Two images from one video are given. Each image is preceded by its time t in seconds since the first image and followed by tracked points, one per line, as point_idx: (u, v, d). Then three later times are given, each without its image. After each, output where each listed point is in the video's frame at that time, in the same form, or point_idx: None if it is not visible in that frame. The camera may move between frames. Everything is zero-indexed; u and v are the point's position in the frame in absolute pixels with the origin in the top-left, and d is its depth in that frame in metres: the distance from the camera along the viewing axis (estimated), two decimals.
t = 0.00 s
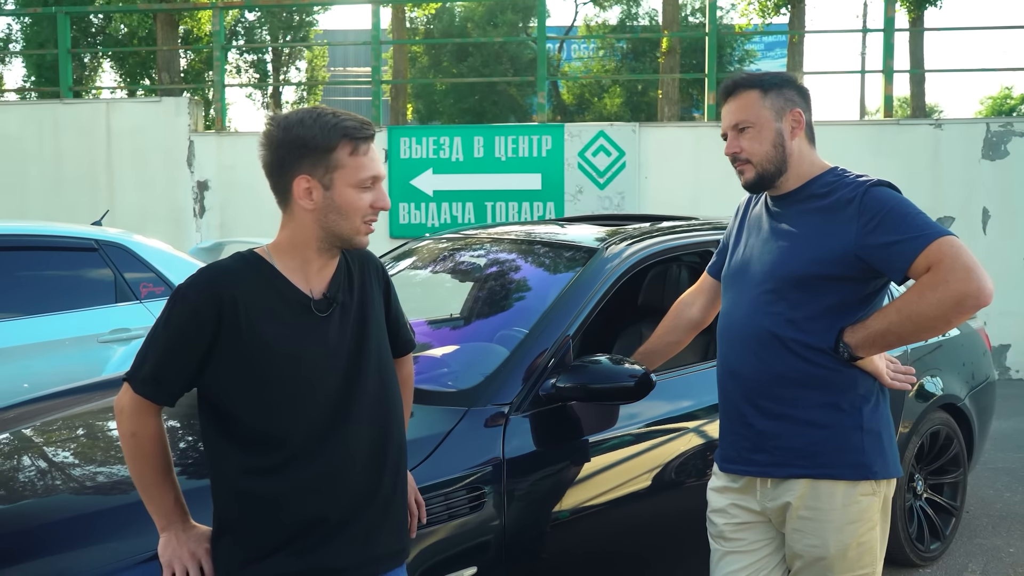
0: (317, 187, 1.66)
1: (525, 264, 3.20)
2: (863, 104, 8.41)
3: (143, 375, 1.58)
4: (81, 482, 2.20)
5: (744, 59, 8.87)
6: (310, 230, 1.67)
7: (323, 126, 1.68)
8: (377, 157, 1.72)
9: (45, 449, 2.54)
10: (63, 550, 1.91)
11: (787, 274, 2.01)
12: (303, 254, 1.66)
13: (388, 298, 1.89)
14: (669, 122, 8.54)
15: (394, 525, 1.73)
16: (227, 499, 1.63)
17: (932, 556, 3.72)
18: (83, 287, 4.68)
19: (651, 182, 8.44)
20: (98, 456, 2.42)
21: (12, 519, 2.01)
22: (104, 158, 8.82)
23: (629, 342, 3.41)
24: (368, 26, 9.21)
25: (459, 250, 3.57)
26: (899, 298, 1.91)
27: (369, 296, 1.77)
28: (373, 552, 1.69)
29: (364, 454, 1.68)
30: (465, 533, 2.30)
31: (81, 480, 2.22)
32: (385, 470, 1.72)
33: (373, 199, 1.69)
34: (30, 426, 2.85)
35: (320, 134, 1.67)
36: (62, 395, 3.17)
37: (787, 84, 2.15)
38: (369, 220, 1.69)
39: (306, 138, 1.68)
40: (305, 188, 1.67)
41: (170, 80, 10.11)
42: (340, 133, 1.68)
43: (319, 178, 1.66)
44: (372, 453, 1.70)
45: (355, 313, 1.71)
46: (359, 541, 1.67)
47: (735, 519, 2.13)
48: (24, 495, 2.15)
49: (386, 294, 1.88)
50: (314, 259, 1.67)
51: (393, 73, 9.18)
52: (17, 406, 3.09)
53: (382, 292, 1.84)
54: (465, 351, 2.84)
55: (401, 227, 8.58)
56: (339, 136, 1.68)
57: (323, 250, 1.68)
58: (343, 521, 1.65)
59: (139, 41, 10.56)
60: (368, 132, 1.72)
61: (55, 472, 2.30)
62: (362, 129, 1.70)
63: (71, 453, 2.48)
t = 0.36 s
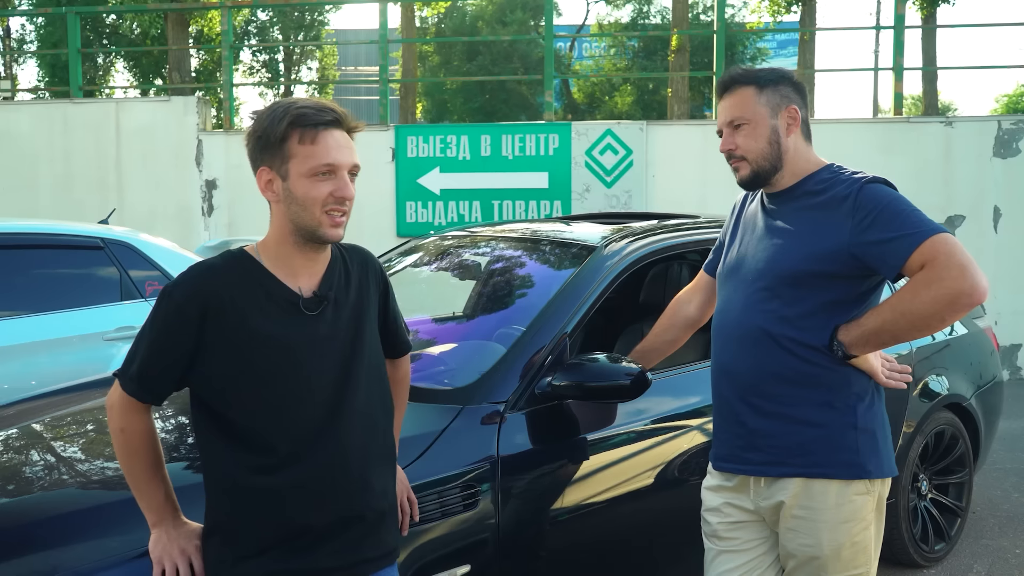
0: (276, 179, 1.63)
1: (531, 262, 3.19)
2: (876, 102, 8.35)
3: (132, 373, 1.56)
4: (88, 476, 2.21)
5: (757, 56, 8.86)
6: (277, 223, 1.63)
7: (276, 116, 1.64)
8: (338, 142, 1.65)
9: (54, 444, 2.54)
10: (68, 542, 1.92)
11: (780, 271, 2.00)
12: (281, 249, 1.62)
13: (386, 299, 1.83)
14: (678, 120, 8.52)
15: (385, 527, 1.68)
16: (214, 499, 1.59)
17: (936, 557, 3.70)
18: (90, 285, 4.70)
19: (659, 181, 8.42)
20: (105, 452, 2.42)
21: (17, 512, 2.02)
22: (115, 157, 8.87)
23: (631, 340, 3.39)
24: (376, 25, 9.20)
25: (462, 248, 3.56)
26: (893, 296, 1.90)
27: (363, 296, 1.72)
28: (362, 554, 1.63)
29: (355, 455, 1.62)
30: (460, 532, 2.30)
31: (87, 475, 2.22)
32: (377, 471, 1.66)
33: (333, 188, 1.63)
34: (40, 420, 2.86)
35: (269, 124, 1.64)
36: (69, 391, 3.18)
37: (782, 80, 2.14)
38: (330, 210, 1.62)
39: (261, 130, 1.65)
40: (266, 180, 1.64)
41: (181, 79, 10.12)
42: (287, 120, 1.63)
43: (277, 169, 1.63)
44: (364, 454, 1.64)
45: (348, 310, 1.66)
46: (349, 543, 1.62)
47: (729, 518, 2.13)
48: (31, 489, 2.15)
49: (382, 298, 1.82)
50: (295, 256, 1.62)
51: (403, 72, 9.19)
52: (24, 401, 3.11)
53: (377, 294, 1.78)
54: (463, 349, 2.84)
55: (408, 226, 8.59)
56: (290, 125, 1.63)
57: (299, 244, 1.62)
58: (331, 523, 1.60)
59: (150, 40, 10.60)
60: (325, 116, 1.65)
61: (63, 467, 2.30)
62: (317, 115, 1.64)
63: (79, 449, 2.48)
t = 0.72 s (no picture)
0: (266, 178, 1.64)
1: (528, 262, 3.20)
2: (879, 102, 8.32)
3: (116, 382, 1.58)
4: (88, 474, 2.22)
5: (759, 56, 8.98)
6: (263, 224, 1.63)
7: (269, 115, 1.64)
8: (329, 144, 1.67)
9: (55, 442, 2.55)
10: (65, 539, 1.93)
11: (768, 272, 2.02)
12: (265, 251, 1.62)
13: (372, 304, 1.83)
14: (678, 120, 8.51)
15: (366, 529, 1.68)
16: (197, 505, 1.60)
17: (932, 558, 3.71)
18: (90, 285, 4.72)
19: (659, 181, 8.42)
20: (106, 451, 2.43)
21: (14, 509, 2.03)
22: (116, 157, 8.90)
23: (626, 341, 3.39)
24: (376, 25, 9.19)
25: (456, 248, 3.57)
26: (879, 298, 1.91)
27: (348, 301, 1.71)
28: (341, 560, 1.63)
29: (333, 461, 1.62)
30: (450, 532, 2.31)
31: (87, 473, 2.23)
32: (357, 473, 1.66)
33: (326, 189, 1.64)
34: (40, 419, 2.87)
35: (263, 123, 1.64)
36: (69, 390, 3.20)
37: (772, 82, 2.15)
38: (322, 211, 1.63)
39: (252, 129, 1.65)
40: (254, 179, 1.65)
41: (184, 79, 10.12)
42: (283, 120, 1.64)
43: (268, 168, 1.63)
44: (342, 460, 1.64)
45: (328, 312, 1.66)
46: (326, 550, 1.62)
47: (717, 519, 2.13)
48: (32, 486, 2.16)
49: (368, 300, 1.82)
50: (276, 257, 1.63)
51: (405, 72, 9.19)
52: (24, 400, 3.12)
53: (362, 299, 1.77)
54: (457, 349, 2.84)
55: (408, 226, 8.61)
56: (286, 125, 1.64)
57: (284, 245, 1.63)
58: (309, 530, 1.60)
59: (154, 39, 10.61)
60: (319, 116, 1.67)
61: (63, 465, 2.31)
62: (311, 116, 1.66)
63: (79, 447, 2.49)
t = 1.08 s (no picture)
0: (254, 178, 1.64)
1: (528, 261, 3.20)
2: (881, 102, 8.33)
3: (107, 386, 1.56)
4: (88, 473, 2.22)
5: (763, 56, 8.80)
6: (250, 224, 1.64)
7: (255, 115, 1.64)
8: (316, 144, 1.67)
9: (55, 441, 2.56)
10: (63, 538, 1.93)
11: (763, 274, 2.02)
12: (253, 251, 1.63)
13: (362, 304, 1.84)
14: (679, 120, 8.50)
15: (357, 528, 1.70)
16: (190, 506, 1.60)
17: (930, 559, 3.70)
18: (90, 284, 4.72)
19: (660, 181, 8.42)
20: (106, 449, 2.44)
21: (13, 508, 2.03)
22: (118, 157, 8.92)
23: (624, 342, 3.39)
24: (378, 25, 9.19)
25: (455, 248, 3.58)
26: (873, 299, 1.92)
27: (337, 301, 1.72)
28: (331, 561, 1.65)
29: (324, 462, 1.64)
30: (446, 532, 2.31)
31: (87, 472, 2.24)
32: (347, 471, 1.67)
33: (315, 189, 1.65)
34: (41, 418, 2.88)
35: (249, 123, 1.64)
36: (69, 389, 3.20)
37: (768, 83, 2.15)
38: (310, 212, 1.64)
39: (238, 129, 1.65)
40: (242, 179, 1.65)
41: (186, 79, 10.11)
42: (269, 120, 1.64)
43: (255, 169, 1.64)
44: (332, 461, 1.65)
45: (318, 312, 1.66)
46: (318, 551, 1.63)
47: (714, 519, 2.13)
48: (32, 485, 2.17)
49: (358, 300, 1.83)
50: (266, 257, 1.63)
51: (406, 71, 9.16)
52: (23, 400, 3.13)
53: (352, 299, 1.78)
54: (454, 349, 2.85)
55: (409, 226, 8.61)
56: (273, 125, 1.64)
57: (271, 245, 1.63)
58: (300, 531, 1.61)
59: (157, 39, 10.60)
60: (305, 116, 1.68)
61: (62, 464, 2.31)
62: (298, 116, 1.66)
63: (79, 445, 2.49)
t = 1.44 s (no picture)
0: (253, 177, 1.64)
1: (529, 260, 3.20)
2: (883, 101, 8.34)
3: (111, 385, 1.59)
4: (89, 471, 2.22)
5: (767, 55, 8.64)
6: (251, 223, 1.64)
7: (253, 113, 1.64)
8: (316, 142, 1.66)
9: (57, 439, 2.56)
10: (65, 536, 1.93)
11: (765, 273, 2.02)
12: (254, 250, 1.63)
13: (368, 303, 1.83)
14: (681, 119, 8.50)
15: (358, 528, 1.68)
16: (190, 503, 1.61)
17: (932, 559, 3.70)
18: (92, 283, 4.72)
19: (662, 181, 8.41)
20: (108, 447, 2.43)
21: (16, 506, 2.03)
22: (121, 156, 8.93)
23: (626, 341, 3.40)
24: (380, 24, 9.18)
25: (455, 247, 3.58)
26: (875, 298, 1.92)
27: (339, 300, 1.71)
28: (332, 558, 1.64)
29: (323, 460, 1.63)
30: (447, 531, 2.30)
31: (89, 470, 2.23)
32: (350, 471, 1.66)
33: (313, 188, 1.64)
34: (43, 416, 2.88)
35: (247, 122, 1.64)
36: (71, 387, 3.20)
37: (769, 82, 2.15)
38: (309, 210, 1.63)
39: (237, 127, 1.65)
40: (241, 178, 1.65)
41: (188, 78, 10.10)
42: (267, 119, 1.64)
43: (254, 168, 1.63)
44: (331, 458, 1.64)
45: (320, 312, 1.65)
46: (317, 550, 1.62)
47: (715, 518, 2.13)
48: (34, 483, 2.17)
49: (363, 299, 1.82)
50: (268, 256, 1.63)
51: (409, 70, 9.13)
52: (24, 399, 3.12)
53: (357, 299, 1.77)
54: (455, 347, 2.85)
55: (411, 224, 8.61)
56: (270, 123, 1.64)
57: (272, 244, 1.63)
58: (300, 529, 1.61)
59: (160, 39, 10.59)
60: (304, 114, 1.67)
61: (64, 462, 2.31)
62: (297, 114, 1.65)
63: (81, 444, 2.49)
